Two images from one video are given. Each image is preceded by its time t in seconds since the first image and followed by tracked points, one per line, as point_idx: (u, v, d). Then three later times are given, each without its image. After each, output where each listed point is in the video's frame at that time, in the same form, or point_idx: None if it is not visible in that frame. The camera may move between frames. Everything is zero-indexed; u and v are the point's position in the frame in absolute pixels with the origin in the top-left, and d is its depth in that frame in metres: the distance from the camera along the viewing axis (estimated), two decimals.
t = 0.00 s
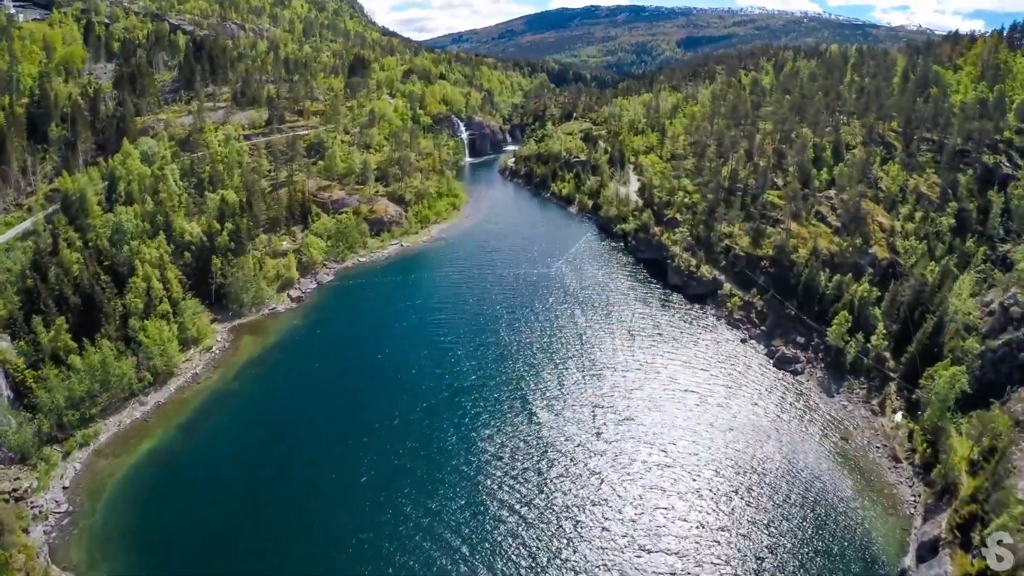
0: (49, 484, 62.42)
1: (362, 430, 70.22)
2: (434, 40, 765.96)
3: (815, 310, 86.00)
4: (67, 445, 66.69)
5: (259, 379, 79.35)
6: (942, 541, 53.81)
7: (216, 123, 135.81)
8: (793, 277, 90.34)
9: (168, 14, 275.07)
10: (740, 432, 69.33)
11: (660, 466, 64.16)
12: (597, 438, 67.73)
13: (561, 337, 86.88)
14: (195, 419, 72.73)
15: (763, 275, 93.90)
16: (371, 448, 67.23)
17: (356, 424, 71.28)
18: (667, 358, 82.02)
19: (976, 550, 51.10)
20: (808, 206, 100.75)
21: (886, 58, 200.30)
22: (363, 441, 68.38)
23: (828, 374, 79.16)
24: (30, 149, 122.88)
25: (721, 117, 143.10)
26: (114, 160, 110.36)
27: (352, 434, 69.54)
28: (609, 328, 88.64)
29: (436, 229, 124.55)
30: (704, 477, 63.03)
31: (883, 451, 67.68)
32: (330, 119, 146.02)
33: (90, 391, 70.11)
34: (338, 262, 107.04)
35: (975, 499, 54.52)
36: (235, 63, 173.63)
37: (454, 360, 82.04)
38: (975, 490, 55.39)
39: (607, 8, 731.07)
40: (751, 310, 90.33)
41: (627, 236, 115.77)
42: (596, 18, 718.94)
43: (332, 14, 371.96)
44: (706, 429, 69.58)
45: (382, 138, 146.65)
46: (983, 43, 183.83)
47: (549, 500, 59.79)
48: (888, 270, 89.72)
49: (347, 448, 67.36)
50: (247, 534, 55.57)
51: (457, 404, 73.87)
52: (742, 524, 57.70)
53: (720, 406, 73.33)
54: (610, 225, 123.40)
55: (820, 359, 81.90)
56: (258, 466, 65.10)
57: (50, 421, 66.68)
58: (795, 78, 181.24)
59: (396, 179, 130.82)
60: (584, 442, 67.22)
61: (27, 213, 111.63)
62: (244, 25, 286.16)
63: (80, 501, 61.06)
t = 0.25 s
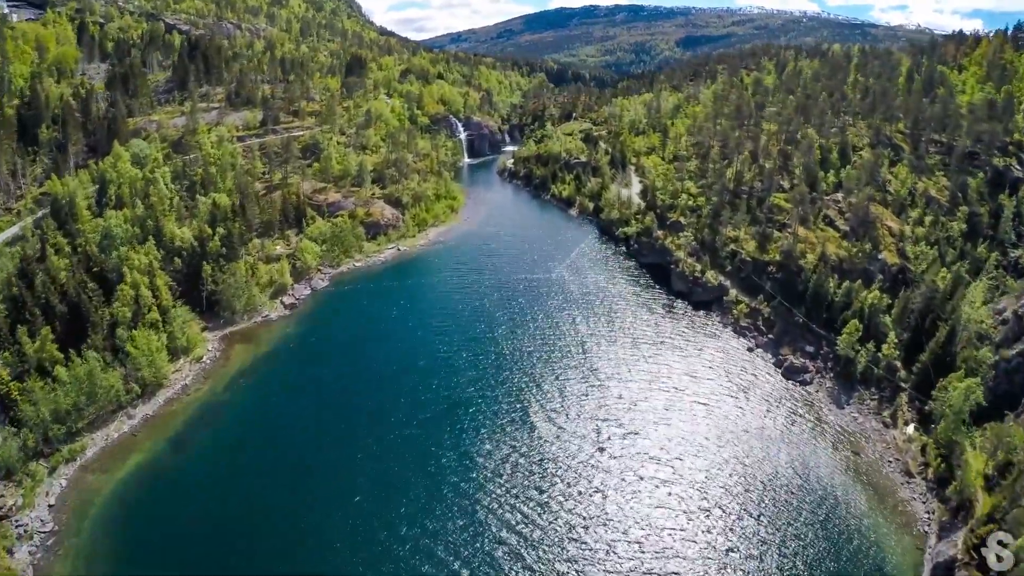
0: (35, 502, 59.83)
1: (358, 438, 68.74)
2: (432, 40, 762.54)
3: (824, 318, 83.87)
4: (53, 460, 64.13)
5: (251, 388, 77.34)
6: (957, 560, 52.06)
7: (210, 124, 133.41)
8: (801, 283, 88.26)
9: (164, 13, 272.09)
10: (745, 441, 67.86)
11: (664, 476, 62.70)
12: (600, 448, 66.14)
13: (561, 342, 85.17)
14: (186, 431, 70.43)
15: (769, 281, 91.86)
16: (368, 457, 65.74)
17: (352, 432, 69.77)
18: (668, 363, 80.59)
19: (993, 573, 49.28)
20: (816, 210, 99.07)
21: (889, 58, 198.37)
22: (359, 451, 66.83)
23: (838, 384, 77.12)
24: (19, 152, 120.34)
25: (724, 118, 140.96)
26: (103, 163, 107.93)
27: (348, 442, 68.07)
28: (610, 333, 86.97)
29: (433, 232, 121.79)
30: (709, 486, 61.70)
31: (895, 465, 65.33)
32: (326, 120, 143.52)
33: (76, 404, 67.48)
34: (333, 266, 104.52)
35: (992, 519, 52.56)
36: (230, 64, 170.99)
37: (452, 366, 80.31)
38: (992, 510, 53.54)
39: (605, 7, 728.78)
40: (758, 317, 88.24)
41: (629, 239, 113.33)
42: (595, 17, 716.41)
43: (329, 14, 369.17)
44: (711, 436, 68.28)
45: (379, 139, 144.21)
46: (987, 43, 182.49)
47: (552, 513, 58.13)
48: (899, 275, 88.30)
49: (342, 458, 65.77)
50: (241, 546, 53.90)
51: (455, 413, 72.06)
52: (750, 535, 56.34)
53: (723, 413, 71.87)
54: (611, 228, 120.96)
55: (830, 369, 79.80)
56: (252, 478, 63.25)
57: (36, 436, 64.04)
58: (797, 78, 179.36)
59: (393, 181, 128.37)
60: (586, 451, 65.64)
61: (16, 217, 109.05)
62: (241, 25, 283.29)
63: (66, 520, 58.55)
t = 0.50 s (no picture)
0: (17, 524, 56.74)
1: (354, 450, 66.56)
2: (430, 39, 758.96)
3: (836, 327, 81.33)
4: (37, 479, 61.20)
5: (243, 399, 74.97)
6: None
7: (203, 126, 130.49)
8: (812, 291, 85.73)
9: (159, 13, 268.90)
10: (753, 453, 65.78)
11: (671, 489, 60.62)
12: (604, 460, 63.96)
13: (562, 349, 82.90)
14: (175, 446, 67.88)
15: (779, 288, 89.38)
16: (364, 470, 63.60)
17: (348, 443, 67.62)
18: (672, 371, 78.43)
19: None
20: (826, 215, 96.56)
21: (894, 59, 195.62)
22: (355, 463, 64.62)
23: (852, 396, 74.49)
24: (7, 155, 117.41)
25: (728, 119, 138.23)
26: (92, 166, 105.09)
27: (344, 455, 65.88)
28: (612, 340, 84.74)
29: (432, 236, 118.44)
30: (718, 499, 59.64)
31: (911, 483, 62.43)
32: (321, 121, 140.52)
33: (61, 421, 64.28)
34: (327, 273, 101.50)
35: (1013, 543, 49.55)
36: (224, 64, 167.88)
37: (451, 375, 78.03)
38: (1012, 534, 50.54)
39: (604, 6, 725.72)
40: (767, 326, 85.69)
41: (632, 244, 110.58)
42: (595, 17, 713.21)
43: (327, 13, 365.79)
44: (717, 447, 66.30)
45: (376, 141, 141.28)
46: (993, 43, 180.10)
47: (557, 532, 55.74)
48: (912, 284, 85.40)
49: (337, 471, 63.54)
50: (235, 549, 50.61)
51: (454, 424, 69.77)
52: (762, 552, 54.25)
53: (730, 423, 69.78)
54: (614, 232, 118.03)
55: (841, 380, 77.11)
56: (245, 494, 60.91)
57: (19, 454, 60.73)
58: (801, 78, 176.69)
59: (390, 184, 125.46)
60: (590, 464, 63.45)
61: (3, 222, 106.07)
62: (237, 24, 280.13)
63: (49, 543, 55.72)
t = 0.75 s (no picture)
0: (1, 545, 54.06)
1: (351, 464, 64.52)
2: (429, 39, 756.13)
3: (848, 336, 79.25)
4: (23, 496, 58.80)
5: (236, 412, 72.68)
6: None
7: (197, 128, 128.11)
8: (824, 299, 83.74)
9: (156, 13, 266.23)
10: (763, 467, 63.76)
11: (680, 505, 58.65)
12: (611, 475, 61.86)
13: (565, 358, 80.72)
14: (166, 462, 65.42)
15: (789, 296, 87.46)
16: (363, 485, 61.60)
17: (345, 457, 65.63)
18: (678, 381, 76.36)
19: None
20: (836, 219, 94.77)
21: (899, 59, 193.44)
22: (353, 478, 62.60)
23: (865, 407, 72.23)
24: None
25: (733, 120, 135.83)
26: (83, 169, 102.64)
27: (341, 469, 63.86)
28: (616, 348, 82.57)
29: (430, 240, 115.63)
30: (729, 515, 57.61)
31: (928, 499, 59.80)
32: (318, 122, 138.03)
33: (47, 436, 61.62)
34: (323, 279, 99.01)
35: None
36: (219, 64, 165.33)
37: (451, 385, 75.89)
38: None
39: (604, 6, 723.14)
40: (777, 335, 83.60)
41: (636, 248, 108.14)
42: (595, 16, 710.53)
43: (326, 13, 363.02)
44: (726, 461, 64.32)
45: (373, 142, 138.77)
46: (1000, 42, 177.97)
47: (565, 552, 53.43)
48: (925, 291, 83.74)
49: (334, 488, 61.49)
50: None
51: (454, 437, 67.61)
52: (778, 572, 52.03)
53: (738, 435, 67.76)
54: (617, 235, 115.43)
55: (853, 391, 74.76)
56: (239, 512, 58.81)
57: (3, 472, 58.02)
58: (806, 78, 174.41)
59: (387, 186, 122.90)
60: (596, 480, 61.32)
61: None
62: (235, 24, 277.50)
63: (35, 562, 53.12)
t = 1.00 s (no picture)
0: None
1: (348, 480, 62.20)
2: (429, 39, 752.71)
3: (863, 347, 76.55)
4: (6, 518, 55.58)
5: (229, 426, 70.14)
6: None
7: (190, 131, 125.26)
8: (837, 308, 81.03)
9: (152, 13, 262.97)
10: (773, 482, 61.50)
11: (693, 523, 56.31)
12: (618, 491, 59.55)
13: (568, 367, 78.35)
14: (156, 480, 62.80)
15: (802, 304, 84.83)
16: (359, 501, 59.40)
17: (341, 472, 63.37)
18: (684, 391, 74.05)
19: None
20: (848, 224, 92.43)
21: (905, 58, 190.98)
22: (349, 494, 60.30)
23: (882, 422, 69.33)
24: None
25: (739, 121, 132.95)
26: (71, 174, 99.66)
27: (337, 484, 61.57)
28: (621, 356, 80.19)
29: (429, 245, 112.34)
30: (744, 534, 55.23)
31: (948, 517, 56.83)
32: (315, 124, 135.08)
33: (31, 455, 58.17)
34: (318, 286, 95.96)
35: None
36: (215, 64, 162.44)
37: (451, 396, 73.57)
38: None
39: (604, 5, 720.25)
40: (789, 346, 80.79)
41: (641, 252, 105.25)
42: (595, 16, 707.44)
43: (325, 13, 359.97)
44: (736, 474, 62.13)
45: (371, 144, 135.82)
46: (1008, 41, 175.63)
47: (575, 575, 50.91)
48: (941, 300, 81.04)
49: (329, 504, 59.20)
50: None
51: (456, 451, 65.19)
52: None
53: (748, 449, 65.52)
54: (621, 239, 112.38)
55: (868, 405, 71.95)
56: (229, 541, 55.49)
57: None
58: (811, 78, 171.75)
59: (386, 189, 119.98)
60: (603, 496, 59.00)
61: None
62: (232, 24, 274.42)
63: None
